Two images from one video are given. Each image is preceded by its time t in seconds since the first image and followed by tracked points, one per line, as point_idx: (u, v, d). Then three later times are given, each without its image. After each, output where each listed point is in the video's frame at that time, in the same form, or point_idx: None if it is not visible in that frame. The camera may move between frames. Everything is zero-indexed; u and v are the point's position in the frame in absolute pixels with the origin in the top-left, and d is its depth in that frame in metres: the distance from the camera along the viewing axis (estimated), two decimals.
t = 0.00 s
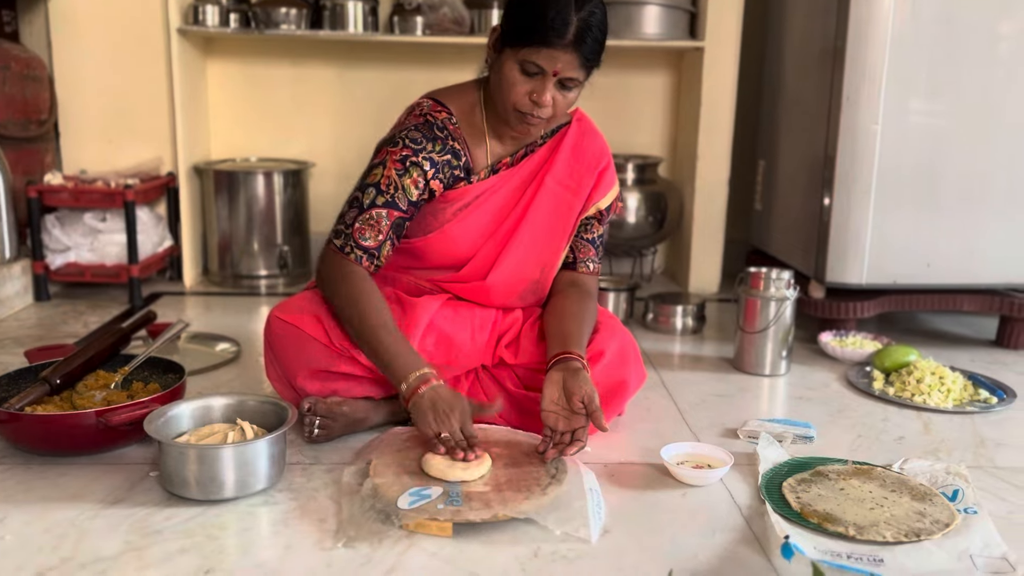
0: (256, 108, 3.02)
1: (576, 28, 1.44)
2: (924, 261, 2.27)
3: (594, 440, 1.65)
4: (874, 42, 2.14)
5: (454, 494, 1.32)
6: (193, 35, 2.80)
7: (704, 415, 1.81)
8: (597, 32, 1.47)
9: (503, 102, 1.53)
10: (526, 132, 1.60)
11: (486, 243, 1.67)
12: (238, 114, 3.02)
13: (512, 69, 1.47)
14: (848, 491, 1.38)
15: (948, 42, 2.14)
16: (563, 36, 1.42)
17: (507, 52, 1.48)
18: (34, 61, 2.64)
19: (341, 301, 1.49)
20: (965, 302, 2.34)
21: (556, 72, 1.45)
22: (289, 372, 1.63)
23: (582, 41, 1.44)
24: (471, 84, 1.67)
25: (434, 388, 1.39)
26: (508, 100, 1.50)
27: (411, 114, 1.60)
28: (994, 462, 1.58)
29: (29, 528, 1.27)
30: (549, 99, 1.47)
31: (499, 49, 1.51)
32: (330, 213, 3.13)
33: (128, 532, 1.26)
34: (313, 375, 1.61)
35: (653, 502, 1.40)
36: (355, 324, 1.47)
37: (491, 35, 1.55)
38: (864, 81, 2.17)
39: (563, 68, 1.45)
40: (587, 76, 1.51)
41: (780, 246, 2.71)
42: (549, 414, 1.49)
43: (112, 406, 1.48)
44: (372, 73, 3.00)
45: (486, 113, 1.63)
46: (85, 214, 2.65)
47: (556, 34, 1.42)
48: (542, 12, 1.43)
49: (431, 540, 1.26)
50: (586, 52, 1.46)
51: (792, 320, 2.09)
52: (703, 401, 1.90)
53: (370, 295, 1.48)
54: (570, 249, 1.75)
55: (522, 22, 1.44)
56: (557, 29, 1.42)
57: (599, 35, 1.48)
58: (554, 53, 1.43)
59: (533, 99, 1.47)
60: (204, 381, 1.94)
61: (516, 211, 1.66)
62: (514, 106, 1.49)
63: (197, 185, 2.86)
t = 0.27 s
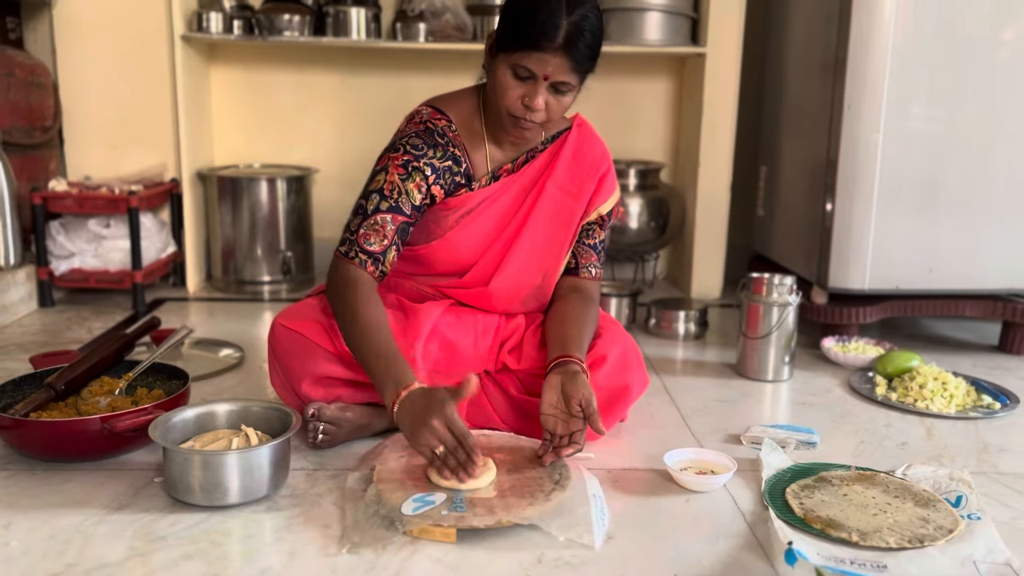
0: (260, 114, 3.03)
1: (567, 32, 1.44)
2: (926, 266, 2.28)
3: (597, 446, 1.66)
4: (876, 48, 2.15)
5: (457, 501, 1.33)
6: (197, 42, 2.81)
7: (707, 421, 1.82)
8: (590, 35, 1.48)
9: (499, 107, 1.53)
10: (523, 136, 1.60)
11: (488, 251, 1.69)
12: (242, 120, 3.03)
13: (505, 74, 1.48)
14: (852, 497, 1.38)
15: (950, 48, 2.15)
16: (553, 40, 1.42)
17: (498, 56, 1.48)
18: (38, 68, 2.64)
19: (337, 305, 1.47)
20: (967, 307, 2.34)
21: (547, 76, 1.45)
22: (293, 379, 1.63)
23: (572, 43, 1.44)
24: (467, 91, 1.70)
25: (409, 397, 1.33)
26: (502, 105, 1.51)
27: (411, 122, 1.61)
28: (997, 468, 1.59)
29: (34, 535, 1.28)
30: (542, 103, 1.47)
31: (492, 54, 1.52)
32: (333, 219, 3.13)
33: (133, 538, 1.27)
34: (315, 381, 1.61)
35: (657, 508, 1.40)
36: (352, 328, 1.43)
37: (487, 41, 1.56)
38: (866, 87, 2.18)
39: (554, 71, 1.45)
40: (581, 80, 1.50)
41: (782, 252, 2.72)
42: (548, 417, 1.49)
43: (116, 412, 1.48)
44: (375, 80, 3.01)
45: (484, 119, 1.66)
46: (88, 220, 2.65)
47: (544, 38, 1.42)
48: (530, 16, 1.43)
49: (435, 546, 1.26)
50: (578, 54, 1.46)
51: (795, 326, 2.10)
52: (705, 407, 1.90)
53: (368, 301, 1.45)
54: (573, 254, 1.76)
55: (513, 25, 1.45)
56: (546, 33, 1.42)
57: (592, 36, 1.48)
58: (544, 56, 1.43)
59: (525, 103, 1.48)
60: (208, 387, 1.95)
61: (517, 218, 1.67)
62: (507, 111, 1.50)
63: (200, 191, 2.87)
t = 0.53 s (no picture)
0: (268, 124, 3.05)
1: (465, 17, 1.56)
2: (932, 275, 2.28)
3: (604, 455, 1.66)
4: (881, 58, 2.16)
5: (465, 510, 1.33)
6: (206, 53, 2.83)
7: (713, 430, 1.82)
8: (493, 23, 1.57)
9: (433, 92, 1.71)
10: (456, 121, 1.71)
11: (472, 246, 1.72)
12: (250, 130, 3.05)
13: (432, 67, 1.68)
14: (858, 506, 1.39)
15: (954, 58, 2.15)
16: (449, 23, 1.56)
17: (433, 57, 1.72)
18: (49, 79, 2.66)
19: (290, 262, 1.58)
20: (973, 316, 2.34)
21: (441, 59, 1.60)
22: (302, 390, 1.64)
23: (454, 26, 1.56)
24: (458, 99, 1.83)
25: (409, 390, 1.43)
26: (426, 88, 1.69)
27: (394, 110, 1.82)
28: (1003, 478, 1.59)
29: (46, 543, 1.29)
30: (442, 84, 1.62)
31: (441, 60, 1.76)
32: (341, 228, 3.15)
33: (144, 547, 1.28)
34: (325, 391, 1.61)
35: (664, 518, 1.41)
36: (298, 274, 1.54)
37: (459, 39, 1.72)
38: (871, 97, 2.19)
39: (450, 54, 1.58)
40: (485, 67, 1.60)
41: (788, 261, 2.72)
42: (551, 424, 1.46)
43: (127, 421, 1.49)
44: (382, 90, 3.03)
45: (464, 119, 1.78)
46: (98, 230, 2.67)
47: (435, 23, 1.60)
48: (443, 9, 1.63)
49: (443, 555, 1.27)
50: (464, 39, 1.56)
51: (801, 335, 2.10)
52: (712, 416, 1.91)
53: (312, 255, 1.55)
54: (569, 259, 1.75)
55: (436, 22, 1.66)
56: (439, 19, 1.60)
57: (491, 22, 1.57)
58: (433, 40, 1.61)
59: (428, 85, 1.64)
60: (217, 396, 1.96)
61: (499, 214, 1.70)
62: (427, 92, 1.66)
63: (209, 201, 2.89)
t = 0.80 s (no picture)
0: (276, 129, 3.06)
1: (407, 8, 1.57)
2: (940, 280, 2.27)
3: (612, 460, 1.66)
4: (889, 63, 2.16)
5: (472, 515, 1.34)
6: (214, 59, 2.84)
7: (721, 436, 1.81)
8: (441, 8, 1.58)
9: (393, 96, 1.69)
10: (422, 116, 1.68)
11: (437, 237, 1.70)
12: (258, 135, 3.06)
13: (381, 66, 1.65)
14: (867, 512, 1.38)
15: (962, 62, 2.15)
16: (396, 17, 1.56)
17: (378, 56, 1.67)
18: (59, 86, 2.66)
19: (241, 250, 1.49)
20: (983, 322, 2.33)
21: (402, 53, 1.58)
22: (309, 394, 1.64)
23: (412, 16, 1.56)
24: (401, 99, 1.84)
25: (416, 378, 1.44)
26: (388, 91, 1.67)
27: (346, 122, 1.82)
28: (1014, 484, 1.58)
29: (54, 548, 1.29)
30: (407, 79, 1.60)
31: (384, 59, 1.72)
32: (348, 234, 3.15)
33: (152, 552, 1.28)
34: (332, 394, 1.62)
35: (672, 524, 1.40)
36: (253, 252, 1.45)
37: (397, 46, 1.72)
38: (879, 101, 2.18)
39: (405, 46, 1.57)
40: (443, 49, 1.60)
41: (796, 266, 2.71)
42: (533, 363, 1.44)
43: (135, 426, 1.50)
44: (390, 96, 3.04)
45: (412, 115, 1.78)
46: (107, 235, 2.68)
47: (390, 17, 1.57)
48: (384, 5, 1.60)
49: (450, 561, 1.27)
50: (423, 27, 1.56)
51: (809, 341, 2.09)
52: (720, 422, 1.90)
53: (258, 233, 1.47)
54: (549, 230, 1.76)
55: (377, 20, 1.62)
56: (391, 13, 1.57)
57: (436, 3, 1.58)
58: (391, 35, 1.57)
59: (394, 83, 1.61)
60: (224, 401, 1.96)
61: (459, 199, 1.69)
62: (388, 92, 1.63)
63: (217, 206, 2.90)
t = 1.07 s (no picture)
0: (284, 130, 3.07)
1: (478, 17, 1.49)
2: (950, 281, 2.26)
3: (619, 462, 1.65)
4: (898, 63, 2.15)
5: (480, 515, 1.34)
6: (222, 60, 2.85)
7: (729, 436, 1.81)
8: (511, 13, 1.52)
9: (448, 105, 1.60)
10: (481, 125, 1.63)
11: (467, 245, 1.70)
12: (266, 136, 3.07)
13: (441, 73, 1.54)
14: (876, 514, 1.37)
15: (972, 62, 2.14)
16: (466, 28, 1.48)
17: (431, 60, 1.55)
18: (68, 87, 2.67)
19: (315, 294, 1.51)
20: (992, 322, 2.31)
21: (475, 64, 1.50)
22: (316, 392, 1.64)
23: (488, 26, 1.48)
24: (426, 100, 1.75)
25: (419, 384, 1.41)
26: (449, 102, 1.57)
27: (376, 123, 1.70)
28: None
29: (62, 548, 1.29)
30: (480, 90, 1.52)
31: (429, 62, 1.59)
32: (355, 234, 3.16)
33: (159, 552, 1.28)
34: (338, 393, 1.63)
35: (680, 525, 1.40)
36: (333, 305, 1.49)
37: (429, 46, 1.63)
38: (888, 101, 2.17)
39: (479, 58, 1.49)
40: (515, 59, 1.54)
41: (804, 267, 2.70)
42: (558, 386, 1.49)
43: (142, 426, 1.50)
44: (398, 97, 3.04)
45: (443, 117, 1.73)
46: (115, 236, 2.69)
47: (461, 27, 1.48)
48: (447, 12, 1.50)
49: (457, 561, 1.26)
50: (501, 36, 1.50)
51: (818, 341, 2.09)
52: (728, 422, 1.90)
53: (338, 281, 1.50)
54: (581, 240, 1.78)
55: (436, 27, 1.51)
56: (463, 23, 1.48)
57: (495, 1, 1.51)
58: (465, 46, 1.49)
59: (466, 95, 1.53)
60: (232, 401, 1.97)
61: (493, 209, 1.68)
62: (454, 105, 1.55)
63: (225, 207, 2.90)
